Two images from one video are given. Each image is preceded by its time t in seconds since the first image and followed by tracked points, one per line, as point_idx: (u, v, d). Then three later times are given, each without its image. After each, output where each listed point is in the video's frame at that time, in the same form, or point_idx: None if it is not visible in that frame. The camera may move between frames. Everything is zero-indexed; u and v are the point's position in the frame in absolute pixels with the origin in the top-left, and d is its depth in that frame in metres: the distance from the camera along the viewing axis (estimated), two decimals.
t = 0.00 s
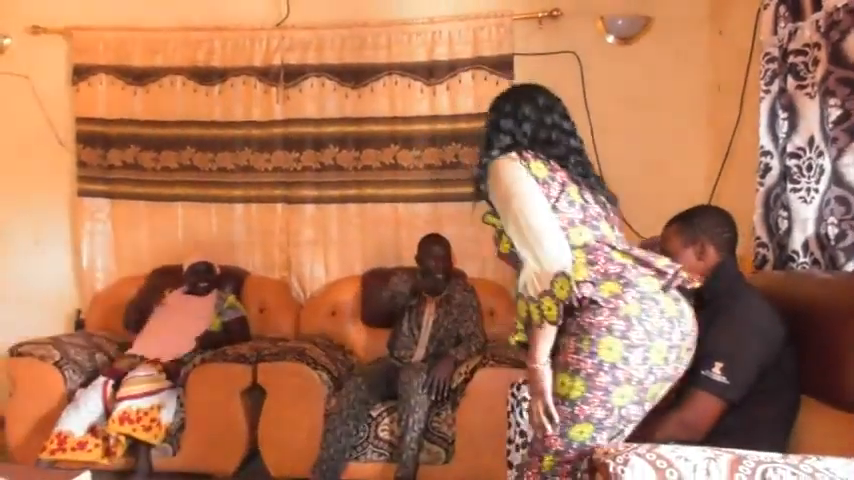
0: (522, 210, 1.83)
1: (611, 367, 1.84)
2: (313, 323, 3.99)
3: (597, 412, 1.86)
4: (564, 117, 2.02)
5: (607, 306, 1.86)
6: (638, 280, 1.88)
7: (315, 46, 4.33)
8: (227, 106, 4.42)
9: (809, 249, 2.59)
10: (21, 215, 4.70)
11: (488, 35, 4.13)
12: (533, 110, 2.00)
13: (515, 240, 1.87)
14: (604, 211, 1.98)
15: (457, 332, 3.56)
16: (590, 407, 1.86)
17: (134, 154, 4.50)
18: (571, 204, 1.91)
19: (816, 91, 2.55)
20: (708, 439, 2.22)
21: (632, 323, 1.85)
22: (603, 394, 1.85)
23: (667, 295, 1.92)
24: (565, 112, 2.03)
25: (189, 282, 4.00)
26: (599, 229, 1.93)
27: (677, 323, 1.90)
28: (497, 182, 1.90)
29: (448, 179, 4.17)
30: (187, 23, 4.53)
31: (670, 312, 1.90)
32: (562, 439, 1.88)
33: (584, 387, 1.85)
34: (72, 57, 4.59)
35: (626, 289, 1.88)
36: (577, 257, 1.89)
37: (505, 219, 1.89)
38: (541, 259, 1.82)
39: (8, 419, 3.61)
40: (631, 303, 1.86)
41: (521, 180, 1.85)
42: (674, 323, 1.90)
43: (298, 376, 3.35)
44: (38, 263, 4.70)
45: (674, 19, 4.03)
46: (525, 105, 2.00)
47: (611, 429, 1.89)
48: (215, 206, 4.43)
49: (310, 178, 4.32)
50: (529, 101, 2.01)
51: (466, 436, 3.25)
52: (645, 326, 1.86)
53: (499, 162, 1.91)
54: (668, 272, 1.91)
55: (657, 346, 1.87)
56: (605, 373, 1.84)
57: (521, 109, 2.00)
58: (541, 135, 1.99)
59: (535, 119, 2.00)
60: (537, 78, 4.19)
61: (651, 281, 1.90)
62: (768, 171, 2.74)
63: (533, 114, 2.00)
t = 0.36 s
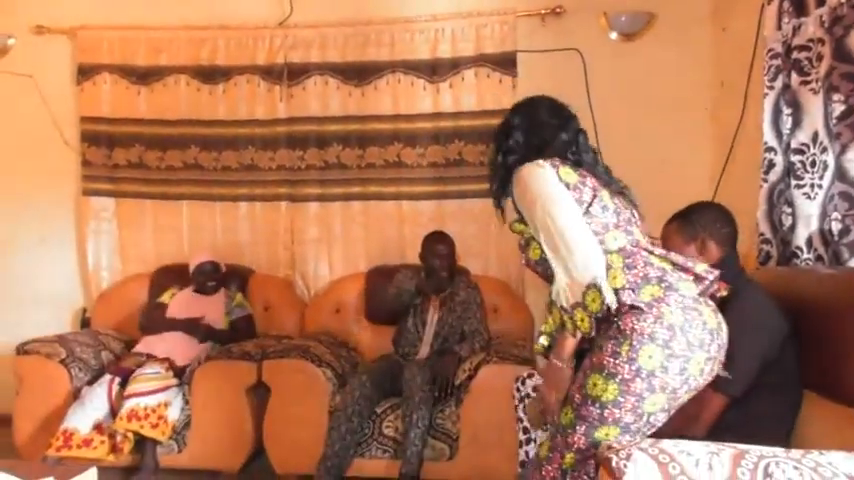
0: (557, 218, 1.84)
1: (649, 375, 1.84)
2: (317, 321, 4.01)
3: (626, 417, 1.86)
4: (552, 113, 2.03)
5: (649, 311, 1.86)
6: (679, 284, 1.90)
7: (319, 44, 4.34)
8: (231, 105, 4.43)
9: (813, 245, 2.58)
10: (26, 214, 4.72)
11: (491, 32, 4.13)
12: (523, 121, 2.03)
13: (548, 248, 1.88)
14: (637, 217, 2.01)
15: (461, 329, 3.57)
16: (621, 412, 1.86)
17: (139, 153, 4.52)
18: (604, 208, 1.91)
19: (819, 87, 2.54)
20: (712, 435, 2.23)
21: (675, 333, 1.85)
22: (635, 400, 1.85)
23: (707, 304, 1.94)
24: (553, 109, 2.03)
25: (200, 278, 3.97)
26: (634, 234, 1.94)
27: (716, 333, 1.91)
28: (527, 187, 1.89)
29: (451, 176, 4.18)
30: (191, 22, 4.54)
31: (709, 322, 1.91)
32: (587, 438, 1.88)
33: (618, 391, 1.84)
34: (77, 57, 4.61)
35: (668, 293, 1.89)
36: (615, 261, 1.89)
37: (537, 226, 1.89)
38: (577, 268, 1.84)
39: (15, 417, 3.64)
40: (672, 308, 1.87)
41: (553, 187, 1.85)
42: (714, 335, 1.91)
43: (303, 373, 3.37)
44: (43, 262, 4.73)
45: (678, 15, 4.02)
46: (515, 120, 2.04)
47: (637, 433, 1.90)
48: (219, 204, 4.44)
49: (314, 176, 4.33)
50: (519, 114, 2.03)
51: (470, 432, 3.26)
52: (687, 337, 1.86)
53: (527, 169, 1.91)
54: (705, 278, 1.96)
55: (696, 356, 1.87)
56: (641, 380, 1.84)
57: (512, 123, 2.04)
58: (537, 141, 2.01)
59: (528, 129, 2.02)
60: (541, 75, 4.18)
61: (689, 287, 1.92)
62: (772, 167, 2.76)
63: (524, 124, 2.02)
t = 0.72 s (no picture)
0: (566, 229, 1.87)
1: (653, 400, 1.86)
2: (318, 318, 4.01)
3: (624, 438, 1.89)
4: (572, 114, 2.07)
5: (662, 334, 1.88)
6: (698, 307, 1.91)
7: (320, 40, 4.33)
8: (232, 101, 4.43)
9: (813, 242, 2.59)
10: (27, 210, 4.72)
11: (492, 29, 4.12)
12: (542, 125, 2.10)
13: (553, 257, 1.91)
14: (660, 229, 2.02)
15: (462, 326, 3.57)
16: (619, 430, 1.89)
17: (140, 150, 4.52)
18: (626, 218, 1.95)
19: (821, 85, 2.53)
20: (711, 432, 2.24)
21: (687, 362, 1.87)
22: (635, 423, 1.88)
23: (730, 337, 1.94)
24: (573, 110, 2.08)
25: (201, 272, 3.96)
26: (656, 248, 1.97)
27: (731, 363, 1.91)
28: (543, 190, 1.92)
29: (452, 173, 4.17)
30: (192, 18, 4.54)
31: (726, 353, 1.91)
32: (582, 446, 1.93)
33: (618, 410, 1.87)
34: (78, 52, 4.61)
35: (684, 316, 1.90)
36: (633, 276, 1.92)
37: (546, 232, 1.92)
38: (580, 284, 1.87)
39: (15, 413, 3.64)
40: (687, 333, 1.89)
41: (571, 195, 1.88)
42: (730, 370, 1.91)
43: (304, 369, 3.37)
44: (44, 258, 4.73)
45: (679, 13, 4.02)
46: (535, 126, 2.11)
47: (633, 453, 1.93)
48: (220, 200, 4.44)
49: (315, 172, 4.33)
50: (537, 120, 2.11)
51: (471, 429, 3.26)
52: (698, 367, 1.88)
53: (547, 171, 1.93)
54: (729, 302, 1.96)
55: (706, 388, 1.88)
56: (643, 404, 1.87)
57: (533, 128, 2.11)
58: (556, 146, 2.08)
59: (548, 133, 2.09)
60: (542, 72, 4.18)
61: (713, 309, 1.93)
62: (773, 165, 2.75)
63: (543, 128, 2.10)
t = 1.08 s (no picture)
0: (621, 287, 1.79)
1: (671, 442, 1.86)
2: (316, 317, 4.01)
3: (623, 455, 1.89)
4: (655, 109, 1.96)
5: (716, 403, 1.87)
6: (761, 384, 1.93)
7: (320, 39, 4.33)
8: (231, 99, 4.42)
9: (812, 243, 2.60)
10: (25, 207, 4.71)
11: (492, 29, 4.12)
12: (618, 114, 1.96)
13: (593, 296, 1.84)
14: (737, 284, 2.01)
15: (460, 326, 3.57)
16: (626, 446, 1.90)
17: (138, 147, 4.51)
18: (704, 269, 1.94)
19: (820, 86, 2.53)
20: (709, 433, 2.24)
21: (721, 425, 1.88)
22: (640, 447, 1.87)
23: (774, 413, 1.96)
24: (655, 103, 1.97)
25: (200, 271, 3.94)
26: (732, 306, 1.96)
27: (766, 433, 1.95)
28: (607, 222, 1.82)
29: (451, 172, 4.17)
30: (192, 16, 4.53)
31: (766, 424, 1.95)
32: (579, 442, 1.95)
33: (631, 429, 1.87)
34: (76, 49, 4.60)
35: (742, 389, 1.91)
36: (700, 333, 1.91)
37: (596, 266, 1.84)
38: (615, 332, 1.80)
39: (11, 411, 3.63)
40: (738, 406, 1.89)
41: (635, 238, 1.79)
42: (759, 438, 1.95)
43: (302, 369, 3.37)
44: (41, 255, 4.71)
45: (679, 14, 4.02)
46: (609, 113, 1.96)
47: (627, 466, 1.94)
48: (218, 199, 4.43)
49: (314, 171, 4.32)
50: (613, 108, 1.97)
51: (469, 429, 3.26)
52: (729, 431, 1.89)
53: (624, 211, 1.81)
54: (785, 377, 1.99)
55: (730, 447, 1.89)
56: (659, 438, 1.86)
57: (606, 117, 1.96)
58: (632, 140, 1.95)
59: (622, 123, 1.96)
60: (542, 72, 4.17)
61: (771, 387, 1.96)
62: (771, 165, 2.70)
63: (618, 118, 1.96)
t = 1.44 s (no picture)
0: (692, 306, 1.67)
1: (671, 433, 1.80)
2: (312, 315, 4.01)
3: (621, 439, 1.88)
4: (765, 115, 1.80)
5: (732, 412, 1.79)
6: (780, 408, 1.79)
7: (318, 37, 4.32)
8: (229, 97, 4.42)
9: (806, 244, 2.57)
10: (21, 204, 4.70)
11: (490, 28, 4.12)
12: (726, 112, 1.78)
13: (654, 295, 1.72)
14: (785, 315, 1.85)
15: (456, 323, 3.59)
16: (621, 431, 1.88)
17: (135, 145, 4.50)
18: (756, 293, 1.78)
19: (817, 86, 2.53)
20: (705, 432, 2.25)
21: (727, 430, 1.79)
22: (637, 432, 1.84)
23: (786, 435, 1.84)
24: (765, 109, 1.81)
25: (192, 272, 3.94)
26: (772, 331, 1.81)
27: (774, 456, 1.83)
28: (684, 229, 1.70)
29: (449, 171, 4.18)
30: (189, 13, 4.52)
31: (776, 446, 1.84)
32: (580, 430, 2.01)
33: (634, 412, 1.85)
34: (73, 46, 4.58)
35: (759, 406, 1.79)
36: (737, 349, 1.78)
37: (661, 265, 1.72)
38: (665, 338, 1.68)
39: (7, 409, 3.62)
40: (752, 422, 1.78)
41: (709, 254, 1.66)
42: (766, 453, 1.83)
43: (298, 366, 3.37)
44: (37, 253, 4.70)
45: (676, 14, 4.03)
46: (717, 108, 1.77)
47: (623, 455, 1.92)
48: (215, 197, 4.43)
49: (312, 169, 4.32)
50: (720, 104, 1.78)
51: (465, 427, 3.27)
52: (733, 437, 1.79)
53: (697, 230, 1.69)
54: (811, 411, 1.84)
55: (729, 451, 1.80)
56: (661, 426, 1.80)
57: (713, 114, 1.78)
58: (736, 144, 1.78)
59: (729, 122, 1.78)
60: (540, 71, 4.18)
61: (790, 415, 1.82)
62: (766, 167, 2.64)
63: (727, 117, 1.78)
